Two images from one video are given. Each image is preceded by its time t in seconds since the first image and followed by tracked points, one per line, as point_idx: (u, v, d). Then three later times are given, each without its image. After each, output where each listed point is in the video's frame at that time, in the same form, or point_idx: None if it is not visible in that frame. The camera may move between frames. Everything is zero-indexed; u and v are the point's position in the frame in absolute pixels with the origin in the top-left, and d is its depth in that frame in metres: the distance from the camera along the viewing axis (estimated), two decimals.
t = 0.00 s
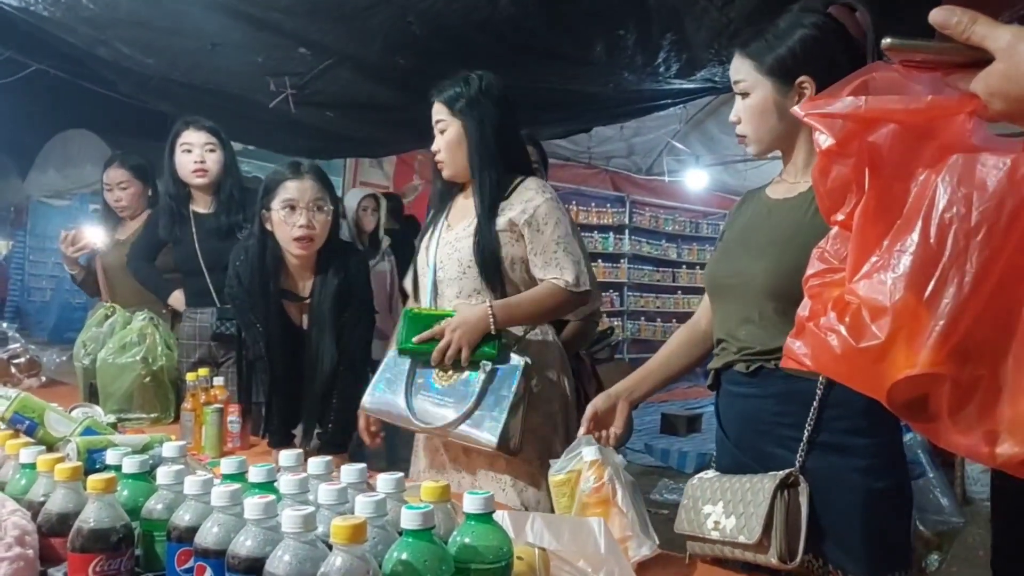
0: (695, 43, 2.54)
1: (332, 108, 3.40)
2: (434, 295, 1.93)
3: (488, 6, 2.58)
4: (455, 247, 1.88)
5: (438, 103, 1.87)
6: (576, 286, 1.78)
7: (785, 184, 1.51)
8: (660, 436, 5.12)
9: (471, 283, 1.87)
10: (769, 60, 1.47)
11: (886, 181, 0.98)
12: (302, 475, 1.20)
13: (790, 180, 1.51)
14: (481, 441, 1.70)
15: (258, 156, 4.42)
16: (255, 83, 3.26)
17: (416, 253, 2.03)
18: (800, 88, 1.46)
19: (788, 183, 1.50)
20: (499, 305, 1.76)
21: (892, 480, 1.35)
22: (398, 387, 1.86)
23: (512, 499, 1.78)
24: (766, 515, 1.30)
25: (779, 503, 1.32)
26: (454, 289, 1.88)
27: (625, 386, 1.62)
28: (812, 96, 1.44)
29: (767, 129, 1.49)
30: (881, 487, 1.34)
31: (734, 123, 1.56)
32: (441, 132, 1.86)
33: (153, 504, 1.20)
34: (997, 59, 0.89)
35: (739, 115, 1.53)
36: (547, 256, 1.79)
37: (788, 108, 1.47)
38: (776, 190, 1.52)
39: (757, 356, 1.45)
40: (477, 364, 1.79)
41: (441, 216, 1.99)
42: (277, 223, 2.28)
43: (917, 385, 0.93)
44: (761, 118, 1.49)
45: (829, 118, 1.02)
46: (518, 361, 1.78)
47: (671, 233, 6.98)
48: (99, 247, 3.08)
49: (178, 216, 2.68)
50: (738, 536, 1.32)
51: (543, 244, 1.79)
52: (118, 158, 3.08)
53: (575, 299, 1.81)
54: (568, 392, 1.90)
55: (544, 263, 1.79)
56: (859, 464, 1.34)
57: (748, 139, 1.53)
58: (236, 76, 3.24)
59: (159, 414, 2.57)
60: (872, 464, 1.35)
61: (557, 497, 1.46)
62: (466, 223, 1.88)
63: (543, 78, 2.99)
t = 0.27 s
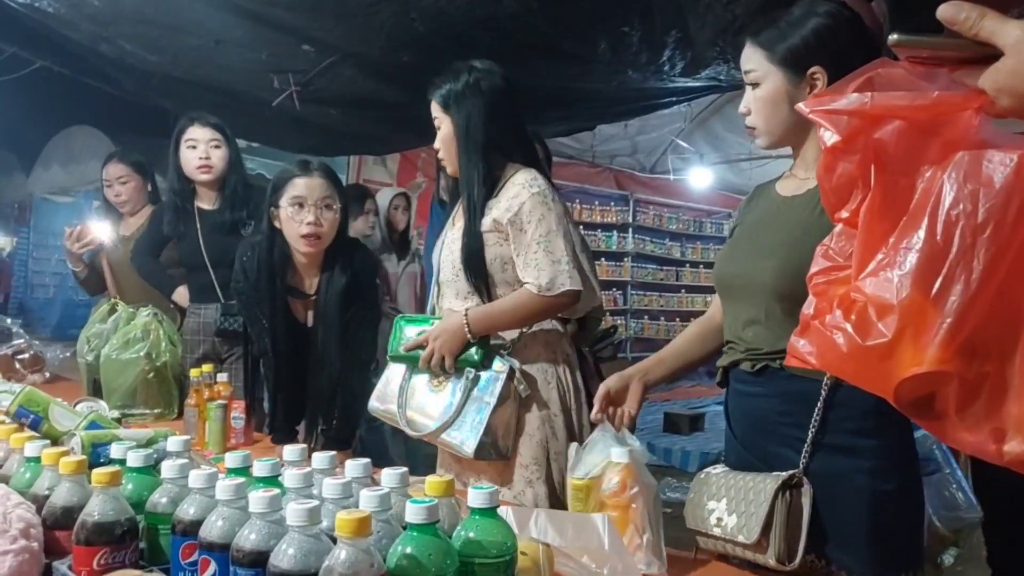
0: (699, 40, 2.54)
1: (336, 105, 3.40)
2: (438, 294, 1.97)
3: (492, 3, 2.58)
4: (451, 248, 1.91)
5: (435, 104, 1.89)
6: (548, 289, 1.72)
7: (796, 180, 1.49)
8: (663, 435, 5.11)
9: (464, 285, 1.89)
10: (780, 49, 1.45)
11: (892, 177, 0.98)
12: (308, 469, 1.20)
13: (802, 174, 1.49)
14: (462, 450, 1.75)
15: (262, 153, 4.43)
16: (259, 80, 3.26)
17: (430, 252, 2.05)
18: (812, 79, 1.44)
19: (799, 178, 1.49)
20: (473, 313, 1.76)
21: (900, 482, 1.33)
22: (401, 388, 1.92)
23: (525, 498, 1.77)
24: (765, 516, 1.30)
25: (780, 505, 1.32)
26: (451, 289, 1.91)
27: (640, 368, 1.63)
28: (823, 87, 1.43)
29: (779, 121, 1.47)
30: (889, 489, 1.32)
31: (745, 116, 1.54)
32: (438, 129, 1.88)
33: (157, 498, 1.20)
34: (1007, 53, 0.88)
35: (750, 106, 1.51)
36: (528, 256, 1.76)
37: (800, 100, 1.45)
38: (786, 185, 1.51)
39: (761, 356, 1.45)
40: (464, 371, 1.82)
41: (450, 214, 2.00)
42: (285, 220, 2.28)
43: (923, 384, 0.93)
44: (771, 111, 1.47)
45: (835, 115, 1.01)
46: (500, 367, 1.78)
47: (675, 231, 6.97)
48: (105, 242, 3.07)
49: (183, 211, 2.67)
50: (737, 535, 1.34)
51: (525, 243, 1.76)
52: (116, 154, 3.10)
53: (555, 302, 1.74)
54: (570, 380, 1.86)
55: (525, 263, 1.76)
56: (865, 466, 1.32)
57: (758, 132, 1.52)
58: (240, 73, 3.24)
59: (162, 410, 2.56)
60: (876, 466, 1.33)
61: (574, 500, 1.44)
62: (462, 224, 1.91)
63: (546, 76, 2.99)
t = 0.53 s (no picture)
0: (705, 38, 2.54)
1: (341, 103, 3.40)
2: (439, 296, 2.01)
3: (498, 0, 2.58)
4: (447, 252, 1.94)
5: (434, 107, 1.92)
6: (517, 296, 1.71)
7: (806, 177, 1.43)
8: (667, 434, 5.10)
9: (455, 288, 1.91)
10: (787, 39, 1.39)
11: (903, 174, 0.98)
12: (313, 466, 1.20)
13: (811, 171, 1.42)
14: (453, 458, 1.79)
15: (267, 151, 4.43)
16: (265, 78, 3.26)
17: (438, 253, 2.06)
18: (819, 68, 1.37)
19: (809, 176, 1.42)
20: (455, 323, 1.78)
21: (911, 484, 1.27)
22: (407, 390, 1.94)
23: (525, 498, 1.78)
24: (769, 526, 1.30)
25: (786, 515, 1.31)
26: (448, 293, 1.93)
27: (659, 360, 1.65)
28: (831, 78, 1.36)
29: (785, 114, 1.42)
30: (899, 494, 1.26)
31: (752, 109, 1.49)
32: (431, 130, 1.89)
33: (162, 495, 1.21)
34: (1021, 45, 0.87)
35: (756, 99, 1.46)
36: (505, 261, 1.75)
37: (806, 91, 1.40)
38: (796, 183, 1.44)
39: (765, 361, 1.42)
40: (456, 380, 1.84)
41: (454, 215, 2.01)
42: (292, 219, 2.28)
43: (933, 380, 0.93)
44: (776, 103, 1.42)
45: (846, 111, 1.01)
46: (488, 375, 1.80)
47: (679, 230, 6.96)
48: (114, 240, 3.06)
49: (189, 208, 2.68)
50: (743, 539, 1.35)
51: (503, 247, 1.75)
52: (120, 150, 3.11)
53: (527, 309, 1.73)
54: (567, 381, 1.82)
55: (503, 267, 1.75)
56: (872, 471, 1.27)
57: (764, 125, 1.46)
58: (245, 71, 3.24)
59: (168, 407, 2.57)
60: (884, 472, 1.27)
61: (589, 498, 1.44)
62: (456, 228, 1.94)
63: (552, 74, 2.98)
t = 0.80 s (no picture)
0: (708, 38, 2.54)
1: (345, 104, 3.40)
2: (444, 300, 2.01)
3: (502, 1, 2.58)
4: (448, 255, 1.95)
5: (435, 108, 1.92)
6: (516, 297, 1.71)
7: (791, 181, 1.42)
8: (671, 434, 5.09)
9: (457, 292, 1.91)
10: (766, 44, 1.38)
11: (910, 172, 0.98)
12: (318, 466, 1.21)
13: (796, 175, 1.42)
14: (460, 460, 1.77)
15: (272, 152, 4.44)
16: (269, 79, 3.26)
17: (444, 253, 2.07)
18: (799, 74, 1.36)
19: (793, 181, 1.42)
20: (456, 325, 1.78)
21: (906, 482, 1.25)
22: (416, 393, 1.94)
23: (529, 498, 1.79)
24: (763, 527, 1.29)
25: (780, 518, 1.29)
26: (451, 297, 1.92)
27: (664, 361, 1.66)
28: (810, 84, 1.35)
29: (767, 118, 1.42)
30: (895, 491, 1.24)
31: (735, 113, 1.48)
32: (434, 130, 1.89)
33: (168, 494, 1.21)
34: None
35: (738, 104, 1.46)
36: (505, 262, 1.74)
37: (787, 96, 1.38)
38: (781, 187, 1.44)
39: (759, 362, 1.39)
40: (461, 381, 1.83)
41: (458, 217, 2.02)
42: (294, 218, 2.28)
43: (941, 377, 0.93)
44: (758, 108, 1.42)
45: (854, 109, 1.01)
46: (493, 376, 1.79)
47: (683, 230, 6.96)
48: (120, 239, 3.07)
49: (195, 209, 2.69)
50: (739, 541, 1.34)
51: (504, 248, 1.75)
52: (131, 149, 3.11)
53: (526, 310, 1.73)
54: (571, 382, 1.82)
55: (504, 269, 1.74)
56: (869, 471, 1.25)
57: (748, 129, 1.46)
58: (249, 72, 3.24)
59: (172, 406, 2.58)
60: (881, 471, 1.25)
61: (596, 496, 1.46)
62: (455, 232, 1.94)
63: (555, 75, 2.98)
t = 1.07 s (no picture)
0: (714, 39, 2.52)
1: (350, 104, 3.41)
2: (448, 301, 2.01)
3: (507, 1, 2.58)
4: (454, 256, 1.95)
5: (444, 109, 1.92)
6: (535, 296, 1.71)
7: (737, 192, 1.46)
8: (675, 434, 5.10)
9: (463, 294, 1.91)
10: (715, 62, 1.42)
11: (913, 174, 0.95)
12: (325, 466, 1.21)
13: (739, 186, 1.47)
14: (471, 458, 1.75)
15: (278, 152, 4.46)
16: (274, 79, 3.27)
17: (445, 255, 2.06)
18: (745, 91, 1.41)
19: (739, 191, 1.46)
20: (471, 324, 1.77)
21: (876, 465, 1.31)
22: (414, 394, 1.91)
23: (537, 497, 1.79)
24: (747, 519, 1.30)
25: (762, 508, 1.31)
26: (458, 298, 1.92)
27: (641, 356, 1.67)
28: (754, 102, 1.40)
29: (714, 133, 1.46)
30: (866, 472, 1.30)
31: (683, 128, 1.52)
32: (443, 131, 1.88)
33: (175, 493, 1.21)
34: None
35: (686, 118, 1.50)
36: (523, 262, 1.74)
37: (733, 112, 1.42)
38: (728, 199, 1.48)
39: (726, 361, 1.41)
40: (471, 379, 1.82)
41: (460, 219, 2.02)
42: (296, 218, 2.29)
43: (948, 383, 0.89)
44: (706, 122, 1.46)
45: (855, 113, 0.99)
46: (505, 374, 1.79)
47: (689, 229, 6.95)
48: (125, 239, 3.07)
49: (203, 209, 2.70)
50: (719, 536, 1.34)
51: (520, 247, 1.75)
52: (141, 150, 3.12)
53: (544, 309, 1.73)
54: (579, 381, 1.83)
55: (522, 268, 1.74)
56: (834, 458, 1.30)
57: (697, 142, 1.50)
58: (255, 72, 3.25)
59: (179, 406, 2.60)
60: (844, 458, 1.30)
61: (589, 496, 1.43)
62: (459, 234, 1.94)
63: (560, 75, 2.98)
